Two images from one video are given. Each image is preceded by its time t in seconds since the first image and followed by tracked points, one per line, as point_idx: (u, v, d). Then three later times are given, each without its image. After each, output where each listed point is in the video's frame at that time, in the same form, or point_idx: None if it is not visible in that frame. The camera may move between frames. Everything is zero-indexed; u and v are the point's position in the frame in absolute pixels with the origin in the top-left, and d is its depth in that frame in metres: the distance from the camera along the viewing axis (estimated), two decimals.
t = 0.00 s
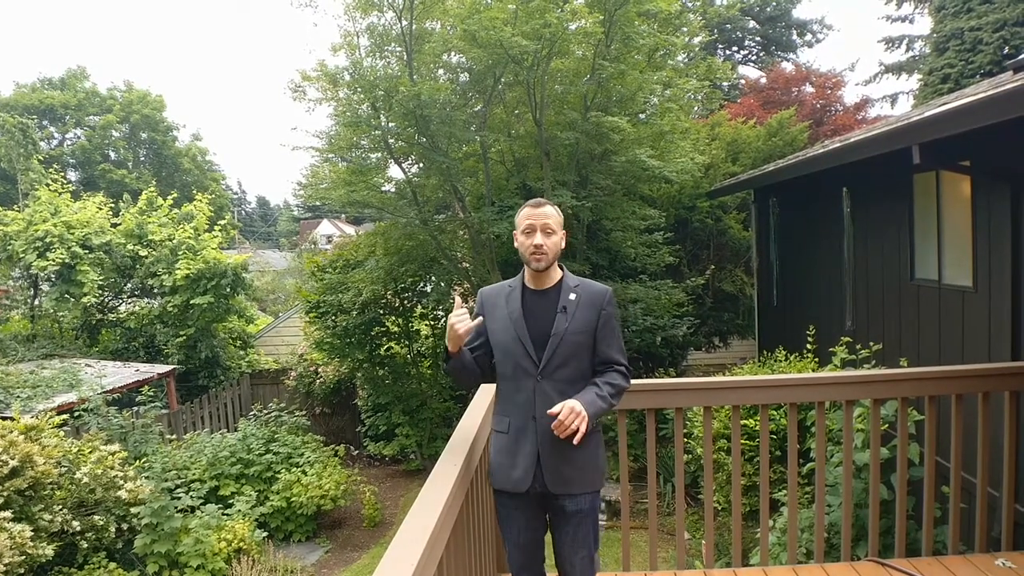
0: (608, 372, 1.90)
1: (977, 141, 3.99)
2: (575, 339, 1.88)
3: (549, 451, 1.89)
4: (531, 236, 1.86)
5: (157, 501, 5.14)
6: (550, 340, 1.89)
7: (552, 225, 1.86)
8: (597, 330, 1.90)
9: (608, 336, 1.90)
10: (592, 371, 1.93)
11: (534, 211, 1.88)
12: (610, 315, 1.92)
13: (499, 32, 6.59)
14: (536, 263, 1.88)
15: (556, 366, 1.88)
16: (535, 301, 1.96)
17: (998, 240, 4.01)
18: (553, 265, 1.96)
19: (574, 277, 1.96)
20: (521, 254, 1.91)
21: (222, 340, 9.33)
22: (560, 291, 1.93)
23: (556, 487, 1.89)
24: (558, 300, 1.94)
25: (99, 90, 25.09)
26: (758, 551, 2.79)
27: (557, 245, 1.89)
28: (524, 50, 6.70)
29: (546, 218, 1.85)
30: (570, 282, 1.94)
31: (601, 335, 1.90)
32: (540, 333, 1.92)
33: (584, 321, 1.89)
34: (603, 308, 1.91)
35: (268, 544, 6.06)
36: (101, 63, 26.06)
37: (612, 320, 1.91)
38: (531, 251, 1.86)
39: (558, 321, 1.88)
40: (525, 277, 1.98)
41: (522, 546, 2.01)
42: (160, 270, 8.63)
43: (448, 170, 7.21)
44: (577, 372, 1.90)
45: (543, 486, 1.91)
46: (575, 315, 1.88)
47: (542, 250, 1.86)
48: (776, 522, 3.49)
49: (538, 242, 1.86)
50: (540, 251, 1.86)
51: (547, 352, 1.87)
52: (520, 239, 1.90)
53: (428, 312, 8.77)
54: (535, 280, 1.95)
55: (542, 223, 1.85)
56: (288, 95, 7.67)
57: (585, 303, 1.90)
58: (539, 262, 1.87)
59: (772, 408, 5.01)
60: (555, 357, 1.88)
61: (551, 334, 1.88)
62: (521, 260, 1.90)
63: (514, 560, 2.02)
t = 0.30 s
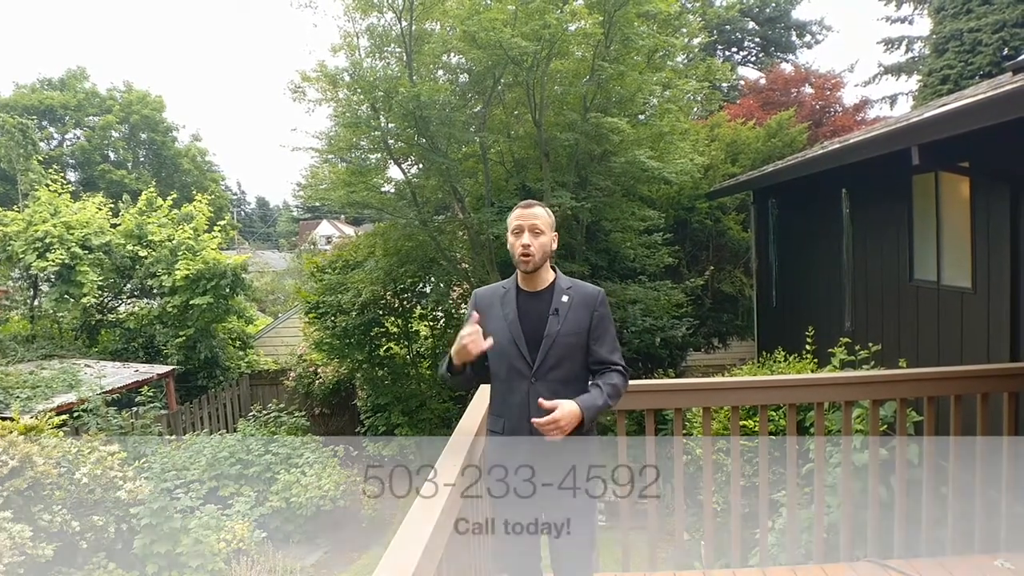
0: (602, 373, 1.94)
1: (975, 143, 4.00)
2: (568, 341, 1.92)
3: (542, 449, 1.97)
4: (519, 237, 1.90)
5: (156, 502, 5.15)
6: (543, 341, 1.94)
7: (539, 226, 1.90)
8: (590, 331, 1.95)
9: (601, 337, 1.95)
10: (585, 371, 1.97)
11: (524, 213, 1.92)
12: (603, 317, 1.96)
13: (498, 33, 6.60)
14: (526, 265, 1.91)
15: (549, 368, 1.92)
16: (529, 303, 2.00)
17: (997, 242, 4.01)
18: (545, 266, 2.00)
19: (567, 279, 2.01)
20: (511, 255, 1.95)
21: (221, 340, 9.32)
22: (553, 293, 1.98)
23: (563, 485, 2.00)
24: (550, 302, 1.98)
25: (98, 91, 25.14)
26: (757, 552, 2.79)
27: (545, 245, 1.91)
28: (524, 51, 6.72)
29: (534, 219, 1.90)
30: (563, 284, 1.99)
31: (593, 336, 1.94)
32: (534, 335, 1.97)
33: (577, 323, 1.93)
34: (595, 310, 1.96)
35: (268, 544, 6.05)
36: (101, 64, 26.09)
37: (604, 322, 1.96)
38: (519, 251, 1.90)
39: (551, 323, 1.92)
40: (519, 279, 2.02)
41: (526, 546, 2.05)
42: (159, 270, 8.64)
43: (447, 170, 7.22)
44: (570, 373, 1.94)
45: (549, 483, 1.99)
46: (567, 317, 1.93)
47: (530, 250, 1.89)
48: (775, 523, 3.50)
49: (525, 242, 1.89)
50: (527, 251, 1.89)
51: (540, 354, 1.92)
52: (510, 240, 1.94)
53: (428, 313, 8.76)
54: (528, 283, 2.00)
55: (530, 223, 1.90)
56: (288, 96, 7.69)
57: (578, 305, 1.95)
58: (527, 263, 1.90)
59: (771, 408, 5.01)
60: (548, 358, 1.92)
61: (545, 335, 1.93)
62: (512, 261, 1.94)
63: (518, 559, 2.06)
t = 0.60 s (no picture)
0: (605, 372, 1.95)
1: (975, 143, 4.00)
2: (572, 341, 1.92)
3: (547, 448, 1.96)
4: (536, 237, 1.88)
5: (157, 502, 5.25)
6: (547, 340, 1.93)
7: (554, 228, 1.91)
8: (593, 331, 1.95)
9: (603, 337, 1.96)
10: (587, 370, 1.97)
11: (537, 213, 1.93)
12: (605, 317, 1.98)
13: (499, 34, 6.60)
14: (539, 265, 1.90)
15: (554, 367, 1.92)
16: (533, 301, 1.97)
17: (998, 243, 4.00)
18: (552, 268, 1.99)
19: (571, 279, 2.00)
20: (523, 256, 1.93)
21: (222, 340, 9.32)
22: (557, 292, 1.97)
23: (564, 486, 2.11)
24: (555, 302, 1.97)
25: (99, 91, 25.20)
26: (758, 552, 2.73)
27: (558, 247, 1.92)
28: (525, 51, 6.72)
29: (549, 220, 1.91)
30: (567, 283, 1.97)
31: (597, 336, 1.95)
32: (537, 334, 1.96)
33: (581, 323, 1.93)
34: (598, 310, 1.97)
35: (269, 544, 6.06)
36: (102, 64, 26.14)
37: (606, 322, 1.97)
38: (535, 253, 1.88)
39: (556, 322, 1.92)
40: (523, 277, 1.99)
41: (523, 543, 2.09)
42: (160, 271, 8.64)
43: (448, 171, 7.23)
44: (574, 373, 1.94)
45: (550, 483, 2.07)
46: (572, 317, 1.93)
47: (546, 252, 1.89)
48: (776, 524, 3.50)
49: (542, 244, 1.89)
50: (543, 252, 1.89)
51: (546, 353, 1.91)
52: (522, 239, 1.93)
53: (428, 313, 8.76)
54: (533, 281, 1.97)
55: (546, 225, 1.90)
56: (289, 96, 7.69)
57: (582, 305, 1.95)
58: (543, 265, 1.89)
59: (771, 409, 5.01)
60: (554, 358, 1.91)
61: (549, 335, 1.92)
62: (523, 262, 1.92)
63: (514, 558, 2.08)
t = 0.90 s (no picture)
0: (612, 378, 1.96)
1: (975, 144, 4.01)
2: (581, 348, 1.92)
3: (551, 452, 1.96)
4: (536, 240, 1.88)
5: (156, 501, 5.26)
6: (556, 348, 1.92)
7: (557, 230, 1.88)
8: (602, 338, 1.95)
9: (611, 344, 1.96)
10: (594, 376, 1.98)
11: (541, 214, 1.90)
12: (612, 323, 1.98)
13: (500, 34, 6.60)
14: (540, 268, 1.89)
15: (563, 375, 1.91)
16: (540, 307, 1.97)
17: (998, 243, 4.00)
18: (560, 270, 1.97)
19: (578, 283, 1.99)
20: (526, 257, 1.92)
21: (222, 340, 9.31)
22: (565, 298, 1.96)
23: (564, 485, 2.11)
24: (562, 308, 1.96)
25: (99, 91, 25.25)
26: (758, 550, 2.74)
27: (563, 250, 1.91)
28: (525, 51, 6.72)
29: (552, 222, 1.88)
30: (575, 288, 1.97)
31: (605, 343, 1.95)
32: (546, 341, 1.95)
33: (590, 330, 1.93)
34: (606, 317, 1.97)
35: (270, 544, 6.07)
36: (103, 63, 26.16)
37: (614, 329, 1.98)
38: (533, 254, 1.88)
39: (564, 330, 1.91)
40: (530, 281, 1.97)
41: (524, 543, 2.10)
42: (160, 271, 8.64)
43: (449, 171, 7.23)
44: (582, 379, 1.94)
45: (550, 483, 2.08)
46: (581, 324, 1.92)
47: (545, 254, 1.88)
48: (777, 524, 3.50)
49: (542, 246, 1.87)
50: (543, 254, 1.88)
51: (555, 361, 1.90)
52: (525, 241, 1.92)
53: (429, 313, 8.76)
54: (541, 286, 1.95)
55: (547, 227, 1.88)
56: (289, 96, 7.70)
57: (590, 311, 1.95)
58: (540, 266, 1.88)
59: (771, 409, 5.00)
60: (563, 366, 1.91)
61: (558, 343, 1.92)
62: (526, 262, 1.92)
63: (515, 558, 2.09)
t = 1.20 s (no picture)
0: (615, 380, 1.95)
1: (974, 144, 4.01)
2: (582, 352, 1.91)
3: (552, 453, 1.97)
4: (539, 247, 1.86)
5: (156, 502, 5.26)
6: (557, 353, 1.92)
7: (560, 236, 1.87)
8: (603, 341, 1.94)
9: (614, 346, 1.95)
10: (597, 379, 1.97)
11: (543, 219, 1.87)
12: (615, 324, 1.96)
13: (500, 34, 6.60)
14: (542, 274, 1.87)
15: (564, 380, 1.91)
16: (540, 310, 1.96)
17: (998, 244, 4.00)
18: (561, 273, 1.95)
19: (580, 285, 1.97)
20: (528, 263, 1.91)
21: (222, 341, 9.30)
22: (566, 301, 1.94)
23: (564, 486, 2.10)
24: (563, 312, 1.95)
25: (98, 91, 25.26)
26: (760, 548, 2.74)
27: (564, 255, 1.89)
28: (525, 51, 6.71)
29: (555, 228, 1.86)
30: (576, 290, 1.95)
31: (607, 346, 1.94)
32: (547, 346, 1.95)
33: (592, 333, 1.92)
34: (608, 320, 1.95)
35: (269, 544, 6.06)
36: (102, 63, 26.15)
37: (617, 330, 1.96)
38: (537, 262, 1.86)
39: (565, 335, 1.90)
40: (530, 284, 1.96)
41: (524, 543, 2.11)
42: (160, 271, 8.64)
43: (448, 171, 7.23)
44: (584, 382, 1.94)
45: (551, 483, 2.07)
46: (582, 328, 1.91)
47: (550, 261, 1.87)
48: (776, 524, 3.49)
49: (545, 253, 1.86)
50: (547, 262, 1.86)
51: (556, 366, 1.90)
52: (527, 248, 1.91)
53: (428, 313, 8.75)
54: (542, 289, 1.94)
55: (550, 234, 1.86)
56: (288, 96, 7.69)
57: (592, 314, 1.93)
58: (545, 273, 1.87)
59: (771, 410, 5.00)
60: (564, 371, 1.90)
61: (559, 349, 1.91)
62: (528, 268, 1.90)
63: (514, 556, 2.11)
